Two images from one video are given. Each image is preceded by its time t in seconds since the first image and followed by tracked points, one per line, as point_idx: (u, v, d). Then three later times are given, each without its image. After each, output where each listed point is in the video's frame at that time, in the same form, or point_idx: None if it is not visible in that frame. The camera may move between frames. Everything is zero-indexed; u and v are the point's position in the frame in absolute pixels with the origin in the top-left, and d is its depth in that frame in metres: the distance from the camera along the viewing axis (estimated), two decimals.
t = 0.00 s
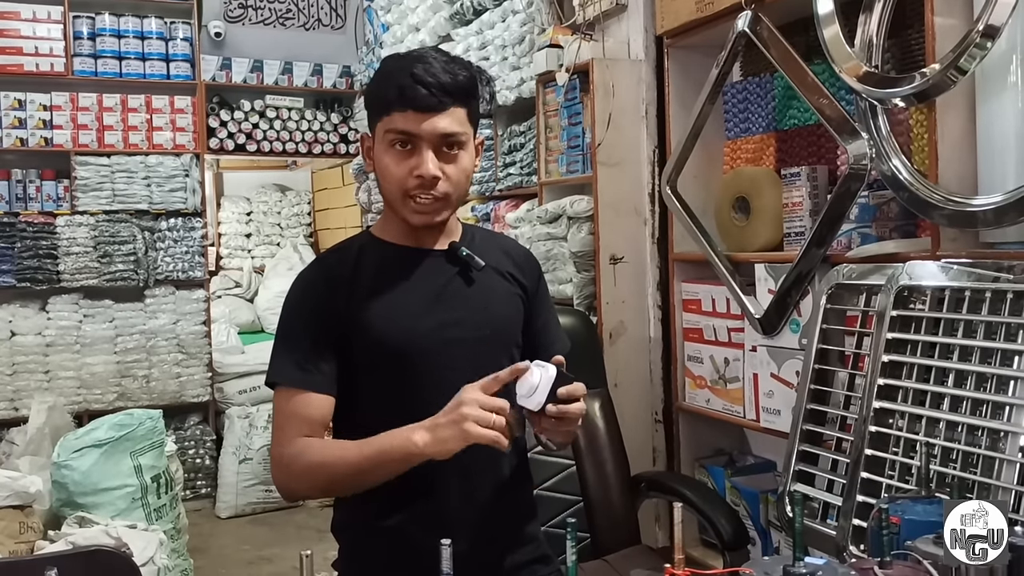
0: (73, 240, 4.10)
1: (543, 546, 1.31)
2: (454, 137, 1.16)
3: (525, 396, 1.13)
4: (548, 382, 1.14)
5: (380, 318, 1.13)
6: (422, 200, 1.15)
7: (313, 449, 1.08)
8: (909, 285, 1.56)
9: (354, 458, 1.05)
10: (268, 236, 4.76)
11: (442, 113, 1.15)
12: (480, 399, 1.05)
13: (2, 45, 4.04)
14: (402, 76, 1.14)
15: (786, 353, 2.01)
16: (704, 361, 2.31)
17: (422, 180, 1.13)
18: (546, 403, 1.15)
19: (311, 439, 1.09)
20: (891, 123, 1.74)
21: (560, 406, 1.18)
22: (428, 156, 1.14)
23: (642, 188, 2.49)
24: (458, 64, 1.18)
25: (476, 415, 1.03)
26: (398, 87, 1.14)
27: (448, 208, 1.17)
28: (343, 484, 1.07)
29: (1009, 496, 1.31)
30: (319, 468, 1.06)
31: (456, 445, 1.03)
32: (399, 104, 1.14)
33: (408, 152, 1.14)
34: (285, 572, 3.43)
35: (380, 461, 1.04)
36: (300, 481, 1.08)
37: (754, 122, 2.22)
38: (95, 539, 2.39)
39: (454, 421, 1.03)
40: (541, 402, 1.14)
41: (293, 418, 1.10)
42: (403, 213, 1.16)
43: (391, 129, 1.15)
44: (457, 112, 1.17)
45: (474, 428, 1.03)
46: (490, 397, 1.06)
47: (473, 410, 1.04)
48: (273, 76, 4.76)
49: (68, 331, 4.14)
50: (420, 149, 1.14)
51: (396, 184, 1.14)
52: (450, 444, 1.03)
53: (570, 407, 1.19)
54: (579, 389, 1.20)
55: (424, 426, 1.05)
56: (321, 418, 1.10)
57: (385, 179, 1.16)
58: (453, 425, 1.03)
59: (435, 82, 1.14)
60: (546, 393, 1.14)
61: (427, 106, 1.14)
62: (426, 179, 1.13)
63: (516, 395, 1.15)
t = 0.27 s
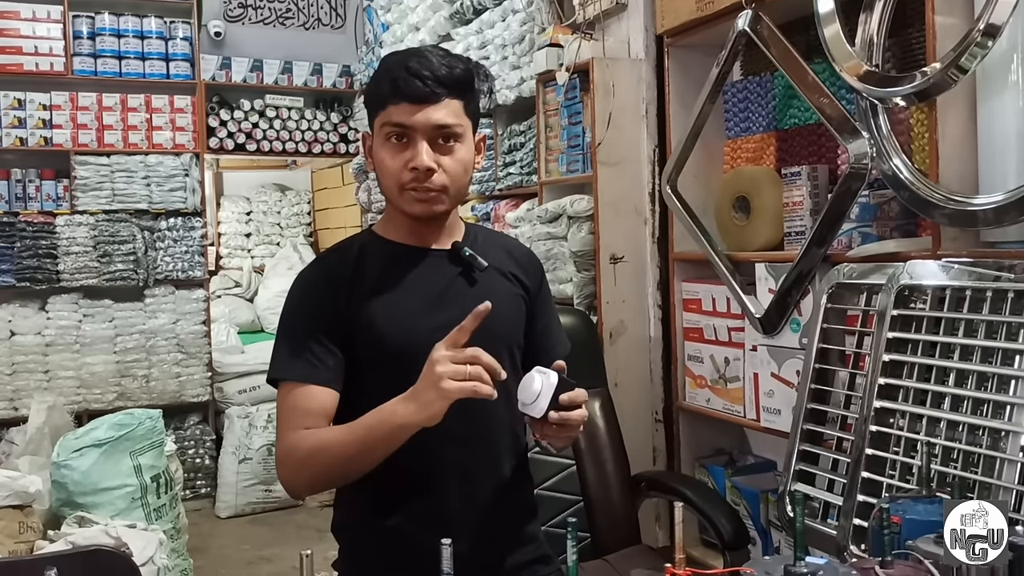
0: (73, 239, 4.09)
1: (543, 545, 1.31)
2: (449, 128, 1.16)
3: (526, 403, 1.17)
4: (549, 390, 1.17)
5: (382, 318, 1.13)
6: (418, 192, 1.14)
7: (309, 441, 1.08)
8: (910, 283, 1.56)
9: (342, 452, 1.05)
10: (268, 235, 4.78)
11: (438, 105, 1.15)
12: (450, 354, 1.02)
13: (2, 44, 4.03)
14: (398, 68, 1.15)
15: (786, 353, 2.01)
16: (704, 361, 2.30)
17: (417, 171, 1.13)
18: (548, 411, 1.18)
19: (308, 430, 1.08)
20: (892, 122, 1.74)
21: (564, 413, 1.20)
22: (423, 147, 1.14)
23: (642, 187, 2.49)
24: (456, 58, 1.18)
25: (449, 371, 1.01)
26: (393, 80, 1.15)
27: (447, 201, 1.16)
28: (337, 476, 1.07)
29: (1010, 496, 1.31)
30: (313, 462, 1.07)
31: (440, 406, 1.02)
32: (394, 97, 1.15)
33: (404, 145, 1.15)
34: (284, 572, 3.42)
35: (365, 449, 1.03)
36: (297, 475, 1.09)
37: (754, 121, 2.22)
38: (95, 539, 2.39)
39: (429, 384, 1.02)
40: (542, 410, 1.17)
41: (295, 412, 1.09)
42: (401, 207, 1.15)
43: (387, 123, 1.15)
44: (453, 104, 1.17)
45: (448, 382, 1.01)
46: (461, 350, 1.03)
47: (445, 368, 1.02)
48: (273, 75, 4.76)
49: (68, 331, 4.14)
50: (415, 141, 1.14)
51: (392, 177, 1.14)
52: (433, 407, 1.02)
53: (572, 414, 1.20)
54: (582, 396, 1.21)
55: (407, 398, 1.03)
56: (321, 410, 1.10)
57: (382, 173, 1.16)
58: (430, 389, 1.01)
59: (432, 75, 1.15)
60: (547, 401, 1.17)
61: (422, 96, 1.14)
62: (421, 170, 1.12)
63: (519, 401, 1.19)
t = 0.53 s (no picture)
0: (72, 239, 4.09)
1: (543, 546, 1.31)
2: (445, 129, 1.15)
3: (525, 413, 1.17)
4: (548, 400, 1.17)
5: (384, 319, 1.13)
6: (416, 194, 1.15)
7: (316, 445, 1.06)
8: (909, 284, 1.56)
9: (348, 453, 1.03)
10: (267, 235, 4.81)
11: (434, 106, 1.15)
12: (426, 387, 0.97)
13: (2, 44, 4.03)
14: (393, 69, 1.15)
15: (786, 353, 2.01)
16: (704, 361, 2.30)
17: (413, 173, 1.13)
18: (547, 420, 1.18)
19: (316, 431, 1.08)
20: (891, 122, 1.74)
21: (562, 422, 1.20)
22: (419, 148, 1.14)
23: (642, 187, 2.49)
24: (453, 58, 1.18)
25: (426, 407, 0.97)
26: (389, 82, 1.15)
27: (445, 202, 1.17)
28: (345, 479, 1.05)
29: (1009, 496, 1.31)
30: (319, 464, 1.05)
31: (427, 433, 0.99)
32: (390, 99, 1.15)
33: (401, 147, 1.15)
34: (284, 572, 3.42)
35: (363, 457, 1.02)
36: (305, 478, 1.08)
37: (753, 121, 2.22)
38: (95, 539, 2.39)
39: (411, 416, 0.98)
40: (541, 420, 1.17)
41: (302, 412, 1.09)
42: (401, 210, 1.16)
43: (384, 125, 1.16)
44: (449, 105, 1.17)
45: (428, 416, 0.98)
46: (439, 379, 0.97)
47: (423, 403, 0.97)
48: (273, 75, 4.76)
49: (68, 331, 4.14)
50: (412, 143, 1.15)
51: (390, 179, 1.15)
52: (420, 437, 0.99)
53: (571, 424, 1.21)
54: (581, 405, 1.21)
55: (395, 418, 1.00)
56: (329, 410, 1.09)
57: (381, 176, 1.16)
58: (414, 419, 0.98)
59: (428, 76, 1.15)
60: (546, 411, 1.17)
61: (417, 98, 1.14)
62: (418, 172, 1.13)
63: (517, 408, 1.19)
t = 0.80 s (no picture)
0: (72, 239, 4.10)
1: (542, 546, 1.31)
2: (440, 129, 1.15)
3: (526, 416, 1.17)
4: (548, 403, 1.17)
5: (384, 320, 1.13)
6: (411, 194, 1.15)
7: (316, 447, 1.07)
8: (908, 284, 1.56)
9: (349, 455, 1.04)
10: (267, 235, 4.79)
11: (428, 106, 1.15)
12: (433, 388, 0.98)
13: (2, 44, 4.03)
14: (388, 70, 1.16)
15: (785, 354, 2.01)
16: (703, 361, 2.31)
17: (407, 173, 1.13)
18: (547, 424, 1.18)
19: (318, 433, 1.08)
20: (891, 122, 1.74)
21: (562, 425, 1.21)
22: (413, 149, 1.14)
23: (642, 187, 2.49)
24: (448, 57, 1.19)
25: (431, 408, 0.98)
26: (384, 82, 1.16)
27: (440, 202, 1.17)
28: (348, 480, 1.05)
29: (1008, 496, 1.31)
30: (321, 466, 1.05)
31: (432, 434, 0.99)
32: (385, 100, 1.16)
33: (396, 147, 1.15)
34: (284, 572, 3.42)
35: (365, 458, 1.02)
36: (307, 479, 1.08)
37: (753, 121, 2.22)
38: (95, 539, 2.39)
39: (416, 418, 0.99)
40: (541, 424, 1.17)
41: (303, 414, 1.09)
42: (397, 210, 1.16)
43: (379, 126, 1.16)
44: (444, 105, 1.17)
45: (433, 417, 0.98)
46: (444, 381, 0.97)
47: (429, 405, 0.98)
48: (273, 75, 4.76)
49: (67, 331, 4.14)
50: (405, 143, 1.15)
51: (386, 180, 1.15)
52: (425, 438, 0.99)
53: (570, 427, 1.21)
54: (580, 409, 1.22)
55: (400, 419, 1.00)
56: (328, 412, 1.09)
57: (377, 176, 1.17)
58: (419, 420, 0.99)
59: (423, 76, 1.15)
60: (546, 415, 1.17)
61: (411, 98, 1.15)
62: (412, 172, 1.13)
63: (518, 411, 1.19)
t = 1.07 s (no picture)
0: (72, 239, 4.10)
1: (542, 546, 1.32)
2: (423, 129, 1.15)
3: (520, 418, 1.18)
4: (543, 405, 1.17)
5: (384, 321, 1.14)
6: (395, 195, 1.16)
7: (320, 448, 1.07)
8: (907, 284, 1.56)
9: (352, 458, 1.04)
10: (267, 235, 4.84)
11: (414, 107, 1.16)
12: (435, 388, 0.99)
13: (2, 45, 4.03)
14: (374, 72, 1.17)
15: (784, 354, 2.02)
16: (703, 361, 2.31)
17: (390, 174, 1.14)
18: (542, 425, 1.19)
19: (321, 434, 1.08)
20: (889, 123, 1.75)
21: (557, 426, 1.21)
22: (396, 151, 1.15)
23: (641, 188, 2.49)
24: (436, 58, 1.20)
25: (433, 407, 0.99)
26: (372, 84, 1.17)
27: (428, 203, 1.17)
28: (351, 481, 1.06)
29: (1006, 496, 1.31)
30: (324, 467, 1.06)
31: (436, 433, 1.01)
32: (372, 102, 1.17)
33: (381, 149, 1.16)
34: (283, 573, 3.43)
35: (370, 457, 1.02)
36: (310, 481, 1.08)
37: (752, 122, 2.22)
38: (95, 539, 2.39)
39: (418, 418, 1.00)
40: (537, 425, 1.18)
41: (306, 416, 1.10)
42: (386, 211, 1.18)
43: (367, 128, 1.17)
44: (428, 106, 1.17)
45: (435, 416, 0.99)
46: (446, 380, 0.99)
47: (431, 404, 0.99)
48: (272, 76, 4.76)
49: (67, 331, 4.14)
50: (389, 145, 1.15)
51: (372, 182, 1.16)
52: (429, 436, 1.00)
53: (566, 428, 1.21)
54: (576, 408, 1.22)
55: (402, 419, 1.01)
56: (331, 413, 1.10)
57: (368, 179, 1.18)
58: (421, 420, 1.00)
59: (410, 78, 1.16)
60: (541, 416, 1.18)
61: (393, 101, 1.16)
62: (393, 175, 1.14)
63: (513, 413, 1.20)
